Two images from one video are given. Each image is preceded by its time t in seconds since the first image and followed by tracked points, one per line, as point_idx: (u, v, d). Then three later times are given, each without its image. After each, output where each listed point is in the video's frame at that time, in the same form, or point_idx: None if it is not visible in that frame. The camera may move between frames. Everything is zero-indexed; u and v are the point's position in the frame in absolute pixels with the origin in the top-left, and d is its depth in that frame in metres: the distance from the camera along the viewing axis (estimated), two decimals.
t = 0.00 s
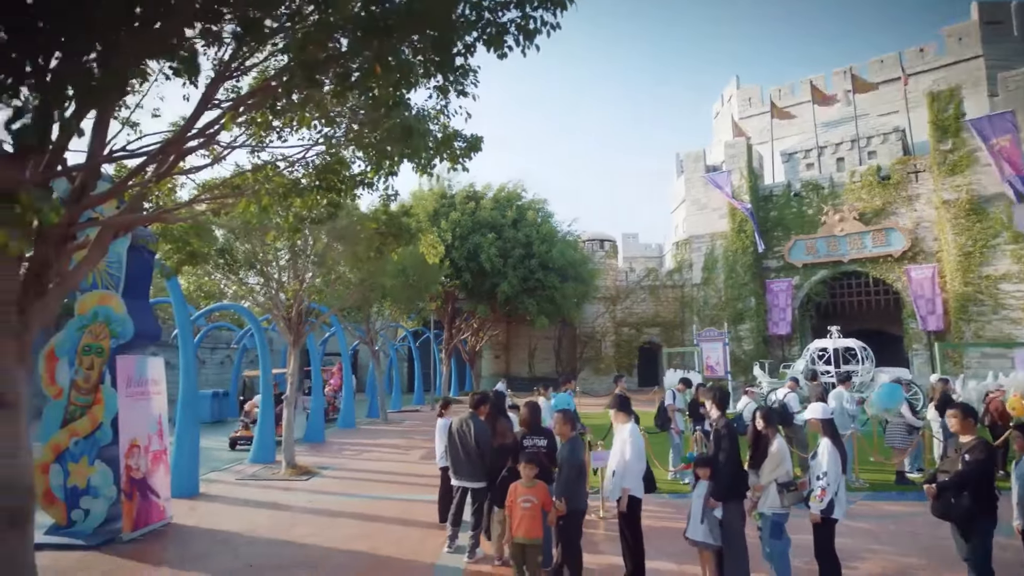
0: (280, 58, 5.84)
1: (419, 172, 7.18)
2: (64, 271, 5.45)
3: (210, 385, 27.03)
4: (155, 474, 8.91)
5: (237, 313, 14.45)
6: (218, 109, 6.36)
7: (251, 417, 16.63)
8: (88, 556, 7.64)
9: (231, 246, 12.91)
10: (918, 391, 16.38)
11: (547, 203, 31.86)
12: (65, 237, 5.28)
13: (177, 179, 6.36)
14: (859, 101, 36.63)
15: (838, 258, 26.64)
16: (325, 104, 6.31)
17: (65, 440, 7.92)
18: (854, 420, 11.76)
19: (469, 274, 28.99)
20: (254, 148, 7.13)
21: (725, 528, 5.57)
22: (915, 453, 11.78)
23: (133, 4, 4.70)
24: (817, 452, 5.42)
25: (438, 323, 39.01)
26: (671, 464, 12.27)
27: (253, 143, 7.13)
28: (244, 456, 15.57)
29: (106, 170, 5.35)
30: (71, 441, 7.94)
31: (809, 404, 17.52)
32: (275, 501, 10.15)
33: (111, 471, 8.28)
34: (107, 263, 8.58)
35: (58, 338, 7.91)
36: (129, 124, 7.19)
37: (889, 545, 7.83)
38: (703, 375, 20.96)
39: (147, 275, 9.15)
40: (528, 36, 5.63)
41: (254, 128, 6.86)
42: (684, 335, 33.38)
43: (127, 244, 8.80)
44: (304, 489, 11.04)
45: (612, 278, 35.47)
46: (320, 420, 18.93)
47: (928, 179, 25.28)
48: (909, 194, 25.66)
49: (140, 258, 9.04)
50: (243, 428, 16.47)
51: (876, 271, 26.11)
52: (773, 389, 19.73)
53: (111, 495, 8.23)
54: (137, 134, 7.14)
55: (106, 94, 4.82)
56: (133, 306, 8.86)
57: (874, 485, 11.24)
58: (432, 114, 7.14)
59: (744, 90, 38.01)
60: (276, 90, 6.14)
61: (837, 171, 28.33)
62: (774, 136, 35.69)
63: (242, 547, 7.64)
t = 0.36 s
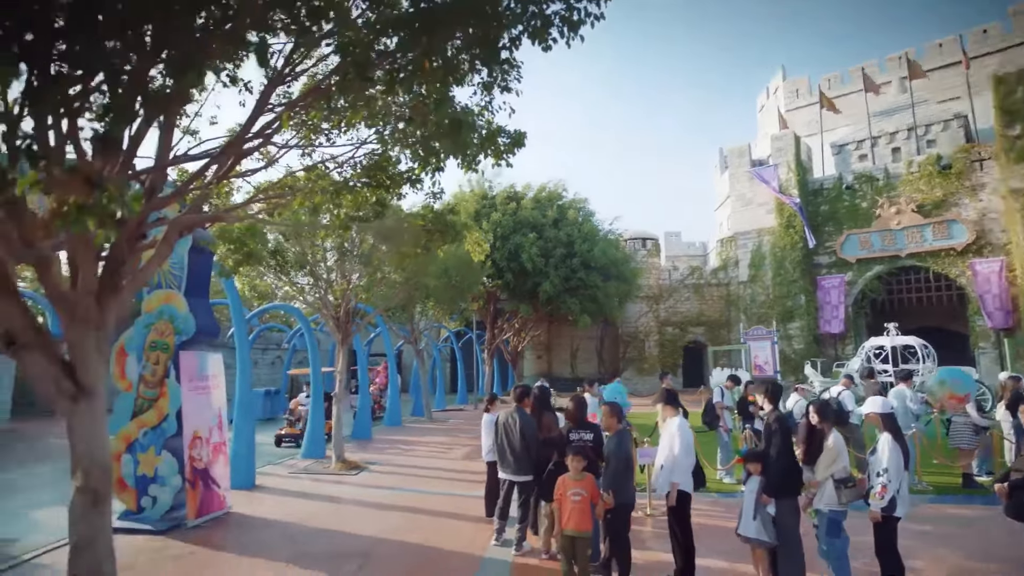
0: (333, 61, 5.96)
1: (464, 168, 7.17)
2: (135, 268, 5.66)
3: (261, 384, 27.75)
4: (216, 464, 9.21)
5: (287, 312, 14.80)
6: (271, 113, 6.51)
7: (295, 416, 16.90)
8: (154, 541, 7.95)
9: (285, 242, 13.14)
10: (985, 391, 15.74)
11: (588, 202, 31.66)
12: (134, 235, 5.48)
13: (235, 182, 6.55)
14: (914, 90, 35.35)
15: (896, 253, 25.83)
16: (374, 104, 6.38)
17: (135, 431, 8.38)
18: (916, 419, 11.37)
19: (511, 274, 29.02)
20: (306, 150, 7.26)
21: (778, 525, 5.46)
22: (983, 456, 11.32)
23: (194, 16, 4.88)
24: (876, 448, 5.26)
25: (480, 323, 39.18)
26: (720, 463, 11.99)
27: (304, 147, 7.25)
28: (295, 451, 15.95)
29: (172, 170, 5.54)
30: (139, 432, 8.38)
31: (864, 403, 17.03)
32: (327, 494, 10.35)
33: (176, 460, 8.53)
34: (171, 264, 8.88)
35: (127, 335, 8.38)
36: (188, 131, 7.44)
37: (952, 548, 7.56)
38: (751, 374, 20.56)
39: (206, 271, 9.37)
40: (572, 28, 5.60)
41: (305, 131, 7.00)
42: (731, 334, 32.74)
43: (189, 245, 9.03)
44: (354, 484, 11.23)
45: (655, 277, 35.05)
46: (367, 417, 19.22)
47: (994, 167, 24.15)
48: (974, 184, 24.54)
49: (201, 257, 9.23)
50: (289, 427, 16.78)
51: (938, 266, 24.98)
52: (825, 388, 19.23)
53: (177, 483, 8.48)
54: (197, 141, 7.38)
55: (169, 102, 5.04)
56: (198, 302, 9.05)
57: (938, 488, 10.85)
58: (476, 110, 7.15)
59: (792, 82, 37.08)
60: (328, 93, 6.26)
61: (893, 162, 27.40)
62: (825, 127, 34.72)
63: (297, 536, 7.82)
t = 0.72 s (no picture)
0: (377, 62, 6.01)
1: (503, 167, 7.15)
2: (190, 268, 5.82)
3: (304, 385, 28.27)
4: (266, 460, 9.34)
5: (330, 314, 15.02)
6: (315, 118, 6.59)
7: (331, 417, 17.10)
8: (208, 531, 8.14)
9: (328, 246, 13.25)
10: None
11: (625, 203, 31.42)
12: (192, 236, 5.64)
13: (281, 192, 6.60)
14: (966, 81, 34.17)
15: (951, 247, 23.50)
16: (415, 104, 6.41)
17: (191, 427, 8.66)
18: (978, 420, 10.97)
19: (548, 276, 29.01)
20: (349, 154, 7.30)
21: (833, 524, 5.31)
22: None
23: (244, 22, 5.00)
24: (935, 446, 5.08)
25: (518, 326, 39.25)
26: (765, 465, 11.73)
27: (347, 150, 7.31)
28: (339, 451, 16.19)
29: (227, 172, 5.68)
30: (195, 427, 8.66)
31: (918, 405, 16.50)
32: (372, 491, 10.48)
33: (229, 455, 8.82)
34: (222, 266, 9.12)
35: (183, 335, 8.69)
36: (238, 138, 7.60)
37: (1016, 554, 7.24)
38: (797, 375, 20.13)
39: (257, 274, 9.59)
40: (613, 20, 5.54)
41: (349, 135, 7.08)
42: (774, 336, 32.08)
43: (239, 247, 9.23)
44: (398, 481, 11.34)
45: (695, 278, 34.62)
46: (408, 416, 19.41)
47: None
48: None
49: (252, 259, 9.45)
50: (325, 427, 16.97)
51: (1001, 262, 23.60)
52: (875, 389, 18.70)
53: (230, 477, 8.79)
54: (246, 147, 7.54)
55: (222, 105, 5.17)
56: (249, 302, 9.15)
57: (1002, 493, 10.44)
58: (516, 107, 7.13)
59: (836, 75, 36.17)
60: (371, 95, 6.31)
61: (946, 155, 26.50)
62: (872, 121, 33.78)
63: (343, 529, 7.90)
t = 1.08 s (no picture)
0: (418, 61, 6.05)
1: (542, 165, 7.05)
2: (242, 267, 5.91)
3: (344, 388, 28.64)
4: (311, 457, 9.47)
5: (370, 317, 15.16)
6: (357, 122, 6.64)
7: (364, 419, 17.26)
8: (256, 525, 8.31)
9: (367, 249, 13.25)
10: None
11: (663, 204, 30.93)
12: (242, 236, 5.74)
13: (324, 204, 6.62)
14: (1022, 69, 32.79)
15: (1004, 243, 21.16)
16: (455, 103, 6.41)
17: (240, 424, 8.78)
18: None
19: (585, 279, 28.79)
20: (388, 159, 7.29)
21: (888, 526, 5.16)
22: None
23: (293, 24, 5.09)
24: (997, 446, 4.88)
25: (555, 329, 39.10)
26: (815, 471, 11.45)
27: (385, 154, 7.30)
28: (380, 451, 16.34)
29: (276, 173, 5.78)
30: (244, 424, 8.78)
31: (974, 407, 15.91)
32: (414, 489, 10.56)
33: (276, 451, 8.94)
34: (270, 270, 9.23)
35: (232, 335, 8.77)
36: (281, 145, 7.70)
37: None
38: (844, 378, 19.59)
39: (302, 277, 9.75)
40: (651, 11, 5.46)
41: (388, 138, 7.12)
42: (819, 338, 31.26)
43: (285, 249, 9.25)
44: (440, 481, 11.40)
45: (735, 279, 33.65)
46: (447, 418, 19.50)
47: None
48: None
49: (296, 262, 9.48)
50: (356, 429, 17.11)
51: None
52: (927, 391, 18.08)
53: (277, 473, 8.89)
54: (289, 154, 7.64)
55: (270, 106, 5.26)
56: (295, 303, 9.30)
57: None
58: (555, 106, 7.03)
59: (882, 67, 35.10)
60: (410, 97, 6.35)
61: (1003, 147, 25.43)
62: (921, 114, 32.69)
63: (385, 526, 7.95)
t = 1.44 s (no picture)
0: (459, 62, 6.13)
1: (581, 164, 6.96)
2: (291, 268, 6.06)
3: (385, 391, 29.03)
4: (355, 456, 9.60)
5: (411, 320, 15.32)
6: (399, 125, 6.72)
7: (394, 422, 17.34)
8: (303, 522, 8.47)
9: (407, 253, 13.38)
10: None
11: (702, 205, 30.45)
12: (290, 237, 5.88)
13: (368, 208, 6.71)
14: None
15: None
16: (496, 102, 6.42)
17: (288, 423, 9.03)
18: None
19: (624, 281, 28.61)
20: (428, 164, 7.33)
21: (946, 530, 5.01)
22: None
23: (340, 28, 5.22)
24: None
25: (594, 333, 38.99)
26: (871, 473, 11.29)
27: (425, 160, 7.34)
28: (421, 453, 16.51)
29: (325, 175, 5.92)
30: (292, 424, 9.02)
31: None
32: (456, 490, 10.62)
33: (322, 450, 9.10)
34: (314, 274, 9.41)
35: (281, 337, 9.14)
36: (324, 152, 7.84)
37: None
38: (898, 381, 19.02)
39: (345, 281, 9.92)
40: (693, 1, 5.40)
41: (428, 142, 7.18)
42: (869, 340, 30.41)
43: (329, 253, 9.45)
44: (482, 482, 11.45)
45: (779, 280, 33.02)
46: (487, 421, 19.59)
47: None
48: None
49: (340, 265, 9.67)
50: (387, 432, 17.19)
51: None
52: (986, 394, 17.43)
53: (323, 471, 8.98)
54: (333, 160, 7.76)
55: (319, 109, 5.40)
56: (339, 306, 9.48)
57: None
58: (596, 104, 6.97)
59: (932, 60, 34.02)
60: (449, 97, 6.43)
61: None
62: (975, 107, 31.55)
63: (428, 524, 8.02)
